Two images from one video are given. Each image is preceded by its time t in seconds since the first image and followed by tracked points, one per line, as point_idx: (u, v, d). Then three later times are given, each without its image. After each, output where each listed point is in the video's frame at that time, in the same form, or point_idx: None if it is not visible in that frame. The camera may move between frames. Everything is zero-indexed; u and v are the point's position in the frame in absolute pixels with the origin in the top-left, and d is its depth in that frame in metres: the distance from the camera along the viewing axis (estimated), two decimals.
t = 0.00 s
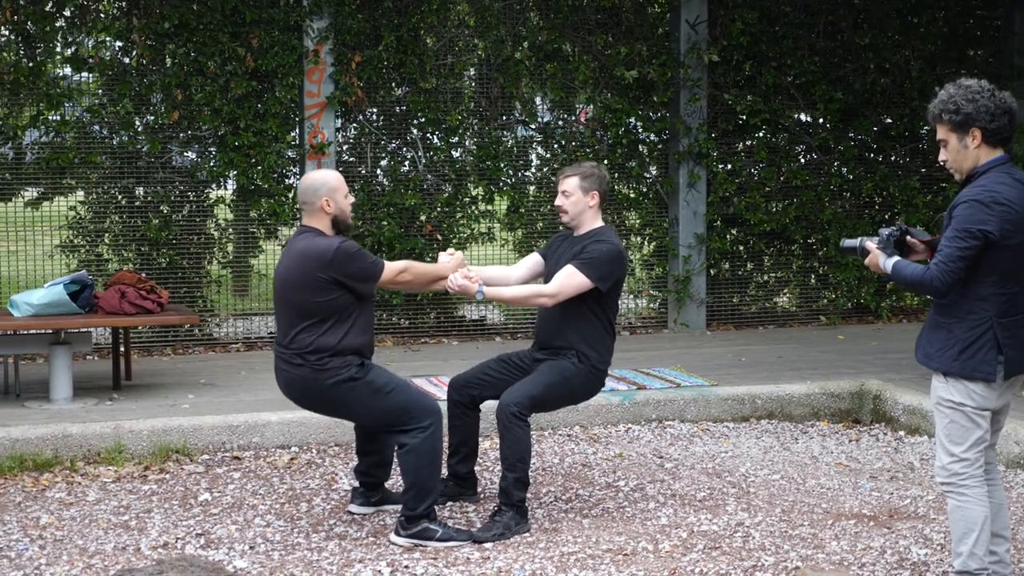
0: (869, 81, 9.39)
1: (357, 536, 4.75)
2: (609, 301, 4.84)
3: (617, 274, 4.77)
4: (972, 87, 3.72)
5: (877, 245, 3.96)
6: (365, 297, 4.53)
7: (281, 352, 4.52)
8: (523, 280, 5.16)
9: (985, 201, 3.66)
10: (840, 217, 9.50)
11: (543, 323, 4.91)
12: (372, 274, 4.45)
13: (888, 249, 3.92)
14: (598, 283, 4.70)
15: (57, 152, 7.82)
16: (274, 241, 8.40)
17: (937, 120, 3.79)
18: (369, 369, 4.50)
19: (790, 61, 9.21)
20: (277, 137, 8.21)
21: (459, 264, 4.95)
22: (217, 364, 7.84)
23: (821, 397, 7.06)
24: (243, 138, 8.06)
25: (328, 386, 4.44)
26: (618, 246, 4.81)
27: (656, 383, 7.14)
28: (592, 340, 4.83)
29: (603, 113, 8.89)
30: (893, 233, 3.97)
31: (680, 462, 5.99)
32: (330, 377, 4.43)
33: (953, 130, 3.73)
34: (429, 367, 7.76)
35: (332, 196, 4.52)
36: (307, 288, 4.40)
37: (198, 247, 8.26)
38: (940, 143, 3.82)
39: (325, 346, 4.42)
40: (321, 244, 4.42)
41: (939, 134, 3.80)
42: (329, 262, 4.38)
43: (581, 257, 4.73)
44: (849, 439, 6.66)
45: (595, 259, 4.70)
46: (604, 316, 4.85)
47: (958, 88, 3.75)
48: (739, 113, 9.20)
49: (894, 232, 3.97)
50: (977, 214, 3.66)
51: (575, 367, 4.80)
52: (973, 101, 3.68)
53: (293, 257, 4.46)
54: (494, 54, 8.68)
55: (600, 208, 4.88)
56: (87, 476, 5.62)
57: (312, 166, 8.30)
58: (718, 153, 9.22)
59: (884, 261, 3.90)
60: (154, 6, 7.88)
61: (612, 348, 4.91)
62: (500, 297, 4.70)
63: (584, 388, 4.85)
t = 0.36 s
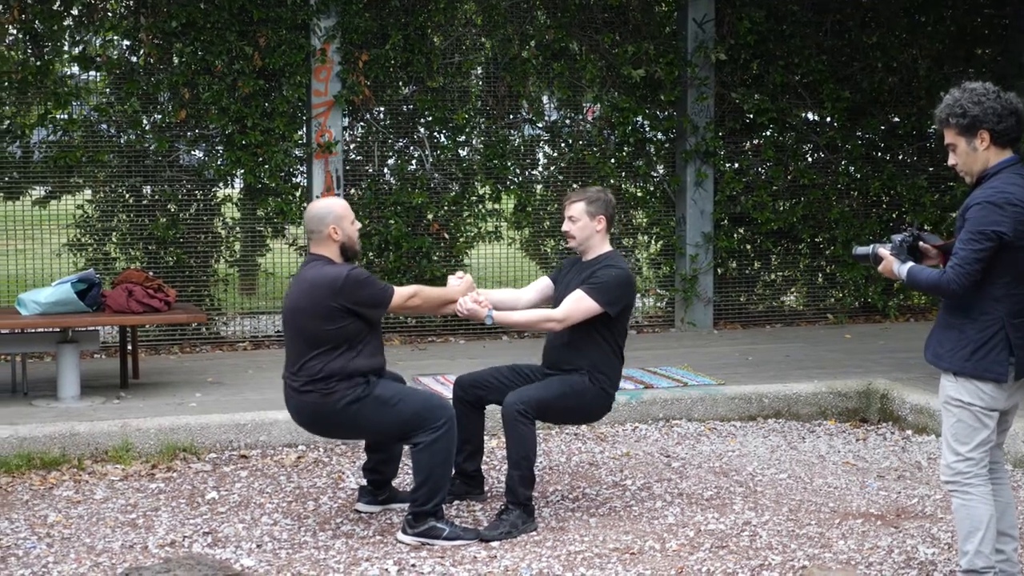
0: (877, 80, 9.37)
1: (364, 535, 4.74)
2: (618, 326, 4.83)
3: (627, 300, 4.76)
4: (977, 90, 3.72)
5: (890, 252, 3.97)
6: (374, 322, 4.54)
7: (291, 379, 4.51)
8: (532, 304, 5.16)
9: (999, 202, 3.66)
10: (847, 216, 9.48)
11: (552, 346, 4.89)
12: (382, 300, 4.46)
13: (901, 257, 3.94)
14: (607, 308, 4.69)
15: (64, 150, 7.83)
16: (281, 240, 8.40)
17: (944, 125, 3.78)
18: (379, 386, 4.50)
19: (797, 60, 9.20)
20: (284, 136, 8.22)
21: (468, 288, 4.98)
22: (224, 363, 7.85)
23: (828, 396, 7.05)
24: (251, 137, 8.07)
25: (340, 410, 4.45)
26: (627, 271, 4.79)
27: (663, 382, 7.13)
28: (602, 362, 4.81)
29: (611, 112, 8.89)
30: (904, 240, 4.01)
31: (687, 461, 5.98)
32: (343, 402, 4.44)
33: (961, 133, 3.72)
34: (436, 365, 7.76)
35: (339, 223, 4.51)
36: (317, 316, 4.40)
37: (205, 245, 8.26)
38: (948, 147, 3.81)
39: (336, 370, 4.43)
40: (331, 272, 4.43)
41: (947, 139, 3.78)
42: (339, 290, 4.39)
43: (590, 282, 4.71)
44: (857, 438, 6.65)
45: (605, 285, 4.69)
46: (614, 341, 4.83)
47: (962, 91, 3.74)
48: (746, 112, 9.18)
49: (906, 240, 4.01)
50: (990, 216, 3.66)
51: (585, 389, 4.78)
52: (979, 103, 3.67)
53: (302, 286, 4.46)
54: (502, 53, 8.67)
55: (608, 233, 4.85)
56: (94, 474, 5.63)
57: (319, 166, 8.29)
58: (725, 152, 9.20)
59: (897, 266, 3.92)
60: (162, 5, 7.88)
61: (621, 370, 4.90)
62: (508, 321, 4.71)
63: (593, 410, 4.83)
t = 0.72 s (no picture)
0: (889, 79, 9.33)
1: (375, 534, 4.74)
2: (629, 353, 4.81)
3: (638, 328, 4.74)
4: (986, 93, 3.71)
5: (908, 258, 3.96)
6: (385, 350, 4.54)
7: (301, 408, 4.51)
8: (543, 328, 5.10)
9: (1015, 204, 3.62)
10: (859, 215, 9.44)
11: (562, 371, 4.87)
12: (393, 328, 4.45)
13: (919, 263, 3.92)
14: (619, 335, 4.67)
15: (76, 150, 7.84)
16: (292, 240, 8.42)
17: (955, 129, 3.78)
18: (392, 405, 4.50)
19: (809, 59, 9.17)
20: (295, 136, 8.23)
21: (478, 312, 4.90)
22: (235, 361, 7.86)
23: (840, 396, 7.02)
24: (262, 136, 8.08)
25: (352, 436, 4.45)
26: (639, 299, 4.77)
27: (675, 381, 7.11)
28: (613, 388, 4.81)
29: (622, 111, 8.88)
30: (922, 246, 3.99)
31: (699, 461, 5.96)
32: (356, 428, 4.44)
33: (972, 137, 3.72)
34: (446, 365, 7.76)
35: (349, 253, 4.49)
36: (327, 346, 4.40)
37: (217, 245, 8.28)
38: (961, 153, 3.80)
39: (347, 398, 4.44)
40: (340, 302, 4.42)
41: (959, 144, 3.78)
42: (349, 320, 4.38)
43: (601, 308, 4.69)
44: (868, 437, 6.62)
45: (618, 312, 4.66)
46: (623, 366, 4.82)
47: (971, 96, 3.74)
48: (757, 111, 9.16)
49: (924, 245, 3.99)
50: (1005, 218, 3.63)
51: (595, 414, 4.76)
52: (989, 107, 3.68)
53: (311, 316, 4.45)
54: (513, 52, 8.66)
55: (620, 260, 4.82)
56: (106, 473, 5.64)
57: (330, 165, 8.28)
58: (737, 151, 9.17)
59: (914, 273, 3.90)
60: (173, 4, 7.89)
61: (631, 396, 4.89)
62: (520, 346, 4.64)
63: (602, 435, 4.81)
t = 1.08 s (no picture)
0: (902, 79, 9.28)
1: (387, 534, 4.74)
2: (640, 378, 4.81)
3: (651, 352, 4.74)
4: (992, 97, 3.70)
5: (926, 269, 3.95)
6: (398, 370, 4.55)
7: (314, 427, 4.53)
8: (557, 350, 5.01)
9: None
10: (872, 214, 9.41)
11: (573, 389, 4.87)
12: (408, 351, 4.47)
13: (939, 272, 3.91)
14: (632, 359, 4.67)
15: (89, 149, 7.86)
16: (305, 239, 8.43)
17: (964, 135, 3.76)
18: (405, 421, 4.52)
19: (822, 59, 9.14)
20: (308, 136, 8.24)
21: (495, 327, 4.83)
22: (248, 361, 7.87)
23: (853, 396, 6.99)
24: (275, 136, 8.09)
25: (365, 456, 4.48)
26: (654, 323, 4.76)
27: (687, 381, 7.09)
28: (623, 410, 4.81)
29: (634, 111, 8.86)
30: (940, 254, 3.96)
31: (711, 461, 5.94)
32: (370, 448, 4.47)
33: (980, 141, 3.70)
34: (458, 364, 7.75)
35: (365, 277, 4.49)
36: (343, 368, 4.42)
37: (230, 244, 8.29)
38: (971, 158, 3.78)
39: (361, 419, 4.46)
40: (357, 325, 4.43)
41: (968, 149, 3.76)
42: (366, 344, 4.40)
43: (616, 332, 4.69)
44: (881, 438, 6.59)
45: (632, 336, 4.66)
46: (633, 389, 4.82)
47: (977, 100, 3.73)
48: (770, 111, 9.13)
49: (942, 253, 3.96)
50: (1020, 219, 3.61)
51: (605, 435, 4.76)
52: (995, 110, 3.66)
53: (327, 338, 4.46)
54: (525, 52, 8.65)
55: (634, 284, 4.81)
56: (119, 472, 5.65)
57: (342, 165, 8.29)
58: (749, 151, 9.15)
59: (937, 283, 3.89)
60: (186, 5, 7.91)
61: (639, 418, 4.89)
62: (536, 364, 4.58)
63: (608, 454, 4.82)
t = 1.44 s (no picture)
0: (918, 78, 9.23)
1: (402, 533, 4.73)
2: (653, 389, 4.82)
3: (666, 362, 4.74)
4: (1005, 99, 3.68)
5: (944, 274, 3.94)
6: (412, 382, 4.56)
7: (328, 440, 4.53)
8: (572, 359, 5.00)
9: None
10: (888, 214, 9.37)
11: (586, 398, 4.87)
12: (423, 364, 4.48)
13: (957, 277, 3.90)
14: (647, 369, 4.68)
15: (105, 149, 7.88)
16: (320, 239, 8.45)
17: (978, 138, 3.74)
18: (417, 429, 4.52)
19: (837, 59, 9.09)
20: (323, 136, 8.25)
21: (511, 335, 4.80)
22: (262, 360, 7.88)
23: (869, 396, 6.96)
24: (290, 136, 8.10)
25: (380, 467, 4.49)
26: (669, 334, 4.76)
27: (702, 381, 7.06)
28: (635, 419, 4.80)
29: (649, 110, 8.84)
30: (959, 259, 3.97)
31: (726, 461, 5.92)
32: (384, 461, 4.48)
33: (995, 143, 3.67)
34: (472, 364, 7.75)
35: (382, 291, 4.48)
36: (357, 383, 4.42)
37: (245, 244, 8.30)
38: (986, 160, 3.75)
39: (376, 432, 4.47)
40: (372, 340, 4.43)
41: (983, 152, 3.73)
42: (381, 358, 4.40)
43: (632, 342, 4.69)
44: (896, 438, 6.55)
45: (647, 346, 4.66)
46: (648, 398, 4.82)
47: (990, 103, 3.71)
48: (785, 110, 9.09)
49: (961, 258, 3.95)
50: None
51: (619, 443, 4.75)
52: (1009, 112, 3.64)
53: (342, 353, 4.46)
54: (540, 51, 8.64)
55: (651, 295, 4.80)
56: (135, 471, 5.66)
57: (357, 165, 8.30)
58: (764, 151, 9.11)
59: (955, 286, 3.89)
60: (202, 5, 7.93)
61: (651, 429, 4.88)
62: (551, 373, 4.56)
63: (621, 462, 4.80)
